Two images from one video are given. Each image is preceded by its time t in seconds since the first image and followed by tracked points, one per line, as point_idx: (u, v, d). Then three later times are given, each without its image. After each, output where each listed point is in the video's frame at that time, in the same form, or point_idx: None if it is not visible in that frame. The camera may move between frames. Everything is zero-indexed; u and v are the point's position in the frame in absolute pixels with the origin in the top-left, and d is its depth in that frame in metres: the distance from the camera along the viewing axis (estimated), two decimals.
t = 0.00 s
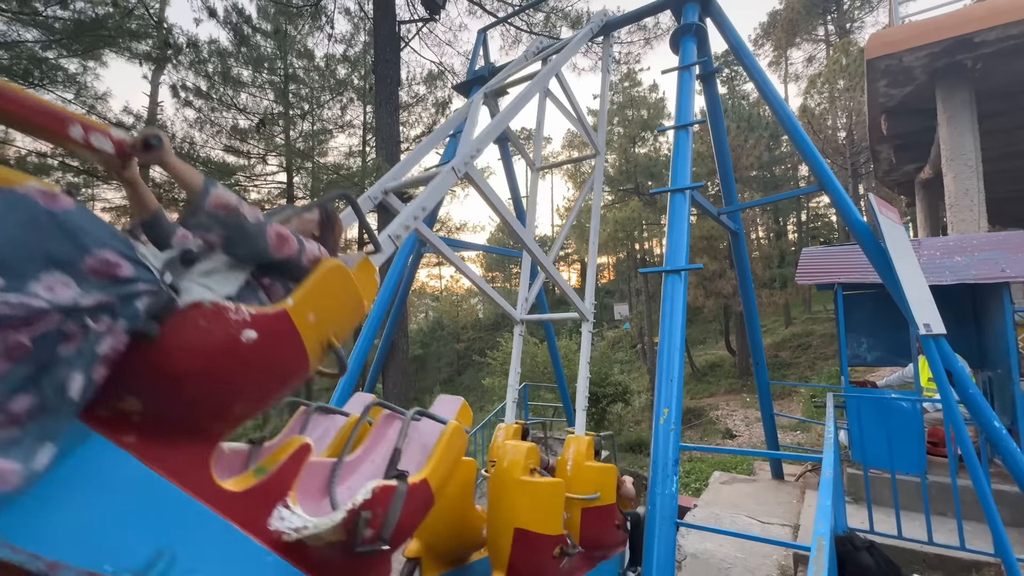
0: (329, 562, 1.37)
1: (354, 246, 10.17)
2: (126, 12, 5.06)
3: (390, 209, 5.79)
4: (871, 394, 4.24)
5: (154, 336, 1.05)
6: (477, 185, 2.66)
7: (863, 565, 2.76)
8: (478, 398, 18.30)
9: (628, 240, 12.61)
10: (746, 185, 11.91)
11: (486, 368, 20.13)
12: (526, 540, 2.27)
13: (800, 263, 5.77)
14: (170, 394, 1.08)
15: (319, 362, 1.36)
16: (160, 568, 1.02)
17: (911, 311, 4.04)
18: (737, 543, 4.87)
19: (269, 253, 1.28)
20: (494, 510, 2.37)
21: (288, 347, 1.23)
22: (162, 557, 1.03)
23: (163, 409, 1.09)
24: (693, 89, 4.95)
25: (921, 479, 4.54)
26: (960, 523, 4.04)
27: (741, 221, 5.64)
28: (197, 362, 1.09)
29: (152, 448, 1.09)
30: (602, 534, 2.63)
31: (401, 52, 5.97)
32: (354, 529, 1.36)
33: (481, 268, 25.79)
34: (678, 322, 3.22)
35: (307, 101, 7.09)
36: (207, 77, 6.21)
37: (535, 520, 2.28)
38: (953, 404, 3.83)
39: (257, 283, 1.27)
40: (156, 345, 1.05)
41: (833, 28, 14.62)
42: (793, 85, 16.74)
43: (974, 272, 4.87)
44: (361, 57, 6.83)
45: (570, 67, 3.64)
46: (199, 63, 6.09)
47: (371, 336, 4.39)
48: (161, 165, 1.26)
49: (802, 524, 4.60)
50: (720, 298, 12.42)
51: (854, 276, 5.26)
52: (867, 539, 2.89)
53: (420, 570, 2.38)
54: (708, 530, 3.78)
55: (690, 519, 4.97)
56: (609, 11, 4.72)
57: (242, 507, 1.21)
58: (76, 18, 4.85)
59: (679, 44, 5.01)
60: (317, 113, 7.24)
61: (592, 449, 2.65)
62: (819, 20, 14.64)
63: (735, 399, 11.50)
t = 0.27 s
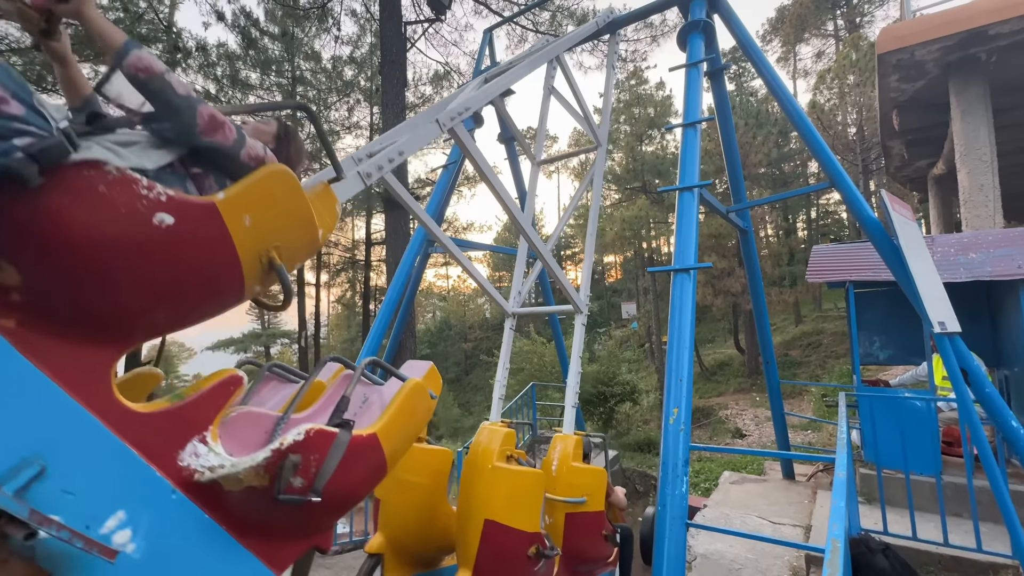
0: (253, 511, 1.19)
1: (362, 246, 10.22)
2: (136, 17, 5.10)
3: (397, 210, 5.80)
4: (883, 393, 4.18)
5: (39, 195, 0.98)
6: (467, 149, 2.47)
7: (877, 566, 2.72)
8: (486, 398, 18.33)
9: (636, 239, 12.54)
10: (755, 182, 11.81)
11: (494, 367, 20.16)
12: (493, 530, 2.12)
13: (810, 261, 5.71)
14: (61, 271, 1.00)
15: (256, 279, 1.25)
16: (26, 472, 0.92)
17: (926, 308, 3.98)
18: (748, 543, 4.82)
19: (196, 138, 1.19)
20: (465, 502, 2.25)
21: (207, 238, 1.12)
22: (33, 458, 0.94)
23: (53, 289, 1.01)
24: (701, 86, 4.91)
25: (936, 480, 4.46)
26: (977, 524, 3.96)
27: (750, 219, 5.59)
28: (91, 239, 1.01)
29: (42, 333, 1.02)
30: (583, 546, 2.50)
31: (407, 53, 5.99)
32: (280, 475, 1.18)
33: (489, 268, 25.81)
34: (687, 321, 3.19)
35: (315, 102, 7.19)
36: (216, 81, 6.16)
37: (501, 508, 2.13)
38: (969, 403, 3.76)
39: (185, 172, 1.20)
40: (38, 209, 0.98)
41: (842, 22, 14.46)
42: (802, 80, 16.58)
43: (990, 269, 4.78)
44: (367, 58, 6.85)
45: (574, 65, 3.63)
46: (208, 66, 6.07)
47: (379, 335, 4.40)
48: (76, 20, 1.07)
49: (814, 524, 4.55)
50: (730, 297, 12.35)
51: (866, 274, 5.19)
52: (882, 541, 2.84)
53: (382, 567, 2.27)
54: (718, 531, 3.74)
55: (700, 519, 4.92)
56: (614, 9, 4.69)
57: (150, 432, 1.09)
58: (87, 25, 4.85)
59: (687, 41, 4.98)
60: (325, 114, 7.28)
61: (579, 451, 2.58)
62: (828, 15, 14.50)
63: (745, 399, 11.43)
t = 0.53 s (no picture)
0: (246, 504, 1.19)
1: (365, 246, 10.25)
2: (140, 19, 5.15)
3: (399, 210, 5.81)
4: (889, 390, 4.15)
5: (31, 179, 1.00)
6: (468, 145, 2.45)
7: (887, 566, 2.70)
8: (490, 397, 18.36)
9: (640, 237, 12.52)
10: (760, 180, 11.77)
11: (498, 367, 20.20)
12: (492, 529, 2.11)
13: (815, 259, 5.69)
14: (58, 259, 1.04)
15: (252, 270, 1.24)
16: (12, 458, 0.93)
17: (931, 306, 3.95)
18: (754, 542, 4.80)
19: (191, 126, 1.22)
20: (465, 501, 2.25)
21: (199, 224, 1.13)
22: (24, 448, 0.95)
23: (51, 279, 1.04)
24: (704, 84, 4.88)
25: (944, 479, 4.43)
26: (985, 523, 3.92)
27: (754, 217, 5.57)
28: (77, 225, 1.03)
29: (34, 318, 1.04)
30: (583, 547, 2.50)
31: (409, 53, 5.99)
32: (275, 468, 1.18)
33: (492, 267, 25.83)
34: (690, 320, 3.17)
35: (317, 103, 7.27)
36: (219, 82, 6.21)
37: (501, 506, 2.13)
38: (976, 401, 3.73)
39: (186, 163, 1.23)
40: (29, 194, 1.00)
41: (846, 18, 14.38)
42: (806, 77, 16.51)
43: (996, 266, 4.73)
44: (370, 59, 6.87)
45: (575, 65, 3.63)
46: (212, 67, 6.11)
47: (382, 336, 4.40)
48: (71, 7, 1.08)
49: (820, 524, 4.52)
50: (734, 295, 12.31)
51: (872, 271, 5.15)
52: (896, 541, 2.81)
53: (382, 567, 2.26)
54: (724, 531, 3.73)
55: (705, 519, 4.90)
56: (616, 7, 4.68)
57: (142, 415, 1.11)
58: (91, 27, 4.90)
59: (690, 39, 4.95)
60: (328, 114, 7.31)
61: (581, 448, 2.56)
62: (832, 11, 14.43)
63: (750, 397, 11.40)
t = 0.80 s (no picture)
0: (323, 549, 1.29)
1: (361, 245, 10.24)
2: (133, 17, 5.12)
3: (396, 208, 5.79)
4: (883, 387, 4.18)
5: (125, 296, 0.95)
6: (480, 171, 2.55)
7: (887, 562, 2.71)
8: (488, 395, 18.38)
9: (636, 235, 12.55)
10: (756, 177, 11.81)
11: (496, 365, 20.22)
12: (524, 534, 2.13)
13: (811, 256, 5.71)
14: (150, 364, 1.01)
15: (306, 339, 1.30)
16: (136, 546, 0.96)
17: (926, 302, 3.97)
18: (750, 538, 4.83)
19: (248, 223, 1.21)
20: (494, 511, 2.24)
21: (275, 321, 1.17)
22: (140, 533, 0.98)
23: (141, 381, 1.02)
24: (700, 82, 4.89)
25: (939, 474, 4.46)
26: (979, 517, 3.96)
27: (750, 215, 5.60)
28: (171, 335, 1.01)
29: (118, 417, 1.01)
30: (605, 538, 2.56)
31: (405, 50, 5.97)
32: (346, 515, 1.29)
33: (489, 265, 25.84)
34: (687, 317, 3.17)
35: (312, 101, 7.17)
36: (213, 79, 6.23)
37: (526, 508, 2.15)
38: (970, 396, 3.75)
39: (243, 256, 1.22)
40: (125, 310, 0.96)
41: (841, 15, 14.41)
42: (801, 75, 16.56)
43: (991, 263, 4.76)
44: (365, 57, 6.85)
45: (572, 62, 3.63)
46: (206, 66, 6.13)
47: (379, 334, 4.40)
48: (139, 128, 1.15)
49: (816, 519, 4.55)
50: (731, 292, 12.35)
51: (867, 268, 5.17)
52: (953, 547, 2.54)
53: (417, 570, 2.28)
54: (722, 526, 3.74)
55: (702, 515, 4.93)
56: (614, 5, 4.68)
57: (231, 487, 1.15)
58: (84, 23, 4.89)
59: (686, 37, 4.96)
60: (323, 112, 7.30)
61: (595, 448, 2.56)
62: (827, 8, 14.47)
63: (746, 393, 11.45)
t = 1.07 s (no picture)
0: None
1: (350, 242, 10.16)
2: (113, 8, 5.00)
3: (385, 205, 5.75)
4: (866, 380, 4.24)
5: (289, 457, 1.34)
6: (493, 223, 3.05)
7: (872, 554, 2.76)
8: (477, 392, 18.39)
9: (624, 232, 12.62)
10: (742, 175, 11.93)
11: (485, 362, 20.23)
12: (565, 529, 2.58)
13: (796, 253, 5.79)
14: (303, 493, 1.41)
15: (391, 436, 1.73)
16: None
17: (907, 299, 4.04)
18: (737, 531, 4.91)
19: (348, 361, 1.65)
20: (538, 503, 2.65)
21: (378, 441, 1.60)
22: None
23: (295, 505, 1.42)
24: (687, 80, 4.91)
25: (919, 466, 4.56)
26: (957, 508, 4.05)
27: (737, 212, 5.66)
28: (319, 470, 1.41)
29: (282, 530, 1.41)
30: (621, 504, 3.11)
31: (393, 46, 5.91)
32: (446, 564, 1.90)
33: (479, 261, 25.80)
34: (675, 314, 3.20)
35: (300, 96, 7.09)
36: (196, 73, 6.16)
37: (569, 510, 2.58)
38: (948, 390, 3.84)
39: (346, 388, 1.69)
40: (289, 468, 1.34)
41: (827, 15, 14.56)
42: (788, 73, 16.72)
43: (969, 260, 4.86)
44: (352, 51, 6.79)
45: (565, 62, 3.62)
46: (189, 59, 6.04)
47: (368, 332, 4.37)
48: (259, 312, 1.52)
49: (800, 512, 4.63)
50: (718, 289, 12.48)
51: (851, 265, 5.26)
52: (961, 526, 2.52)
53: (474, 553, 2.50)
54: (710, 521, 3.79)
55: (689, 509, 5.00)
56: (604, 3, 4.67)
57: (349, 559, 1.57)
58: (61, 14, 4.79)
59: (674, 35, 4.98)
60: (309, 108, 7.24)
61: (614, 436, 3.07)
62: (813, 7, 14.62)
63: (733, 389, 11.58)
